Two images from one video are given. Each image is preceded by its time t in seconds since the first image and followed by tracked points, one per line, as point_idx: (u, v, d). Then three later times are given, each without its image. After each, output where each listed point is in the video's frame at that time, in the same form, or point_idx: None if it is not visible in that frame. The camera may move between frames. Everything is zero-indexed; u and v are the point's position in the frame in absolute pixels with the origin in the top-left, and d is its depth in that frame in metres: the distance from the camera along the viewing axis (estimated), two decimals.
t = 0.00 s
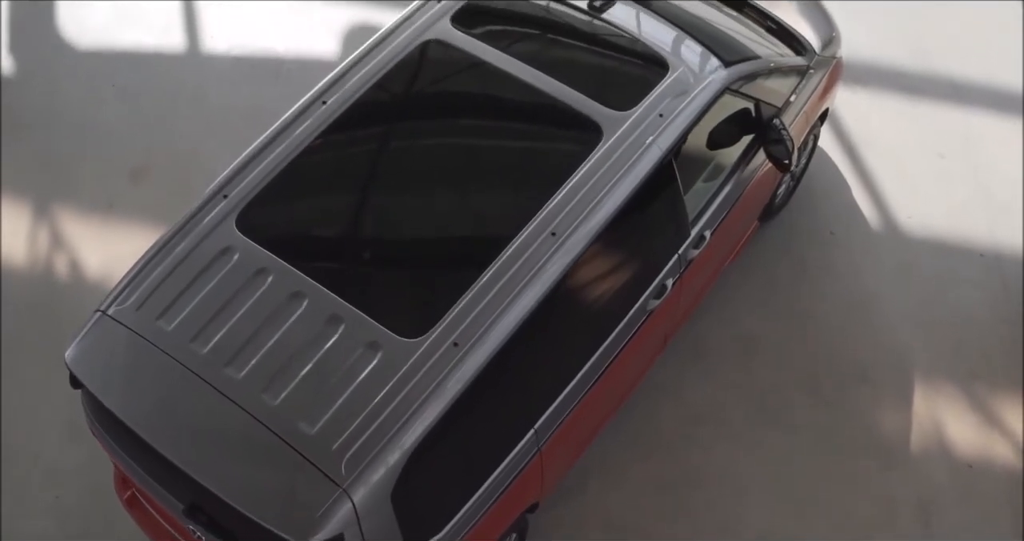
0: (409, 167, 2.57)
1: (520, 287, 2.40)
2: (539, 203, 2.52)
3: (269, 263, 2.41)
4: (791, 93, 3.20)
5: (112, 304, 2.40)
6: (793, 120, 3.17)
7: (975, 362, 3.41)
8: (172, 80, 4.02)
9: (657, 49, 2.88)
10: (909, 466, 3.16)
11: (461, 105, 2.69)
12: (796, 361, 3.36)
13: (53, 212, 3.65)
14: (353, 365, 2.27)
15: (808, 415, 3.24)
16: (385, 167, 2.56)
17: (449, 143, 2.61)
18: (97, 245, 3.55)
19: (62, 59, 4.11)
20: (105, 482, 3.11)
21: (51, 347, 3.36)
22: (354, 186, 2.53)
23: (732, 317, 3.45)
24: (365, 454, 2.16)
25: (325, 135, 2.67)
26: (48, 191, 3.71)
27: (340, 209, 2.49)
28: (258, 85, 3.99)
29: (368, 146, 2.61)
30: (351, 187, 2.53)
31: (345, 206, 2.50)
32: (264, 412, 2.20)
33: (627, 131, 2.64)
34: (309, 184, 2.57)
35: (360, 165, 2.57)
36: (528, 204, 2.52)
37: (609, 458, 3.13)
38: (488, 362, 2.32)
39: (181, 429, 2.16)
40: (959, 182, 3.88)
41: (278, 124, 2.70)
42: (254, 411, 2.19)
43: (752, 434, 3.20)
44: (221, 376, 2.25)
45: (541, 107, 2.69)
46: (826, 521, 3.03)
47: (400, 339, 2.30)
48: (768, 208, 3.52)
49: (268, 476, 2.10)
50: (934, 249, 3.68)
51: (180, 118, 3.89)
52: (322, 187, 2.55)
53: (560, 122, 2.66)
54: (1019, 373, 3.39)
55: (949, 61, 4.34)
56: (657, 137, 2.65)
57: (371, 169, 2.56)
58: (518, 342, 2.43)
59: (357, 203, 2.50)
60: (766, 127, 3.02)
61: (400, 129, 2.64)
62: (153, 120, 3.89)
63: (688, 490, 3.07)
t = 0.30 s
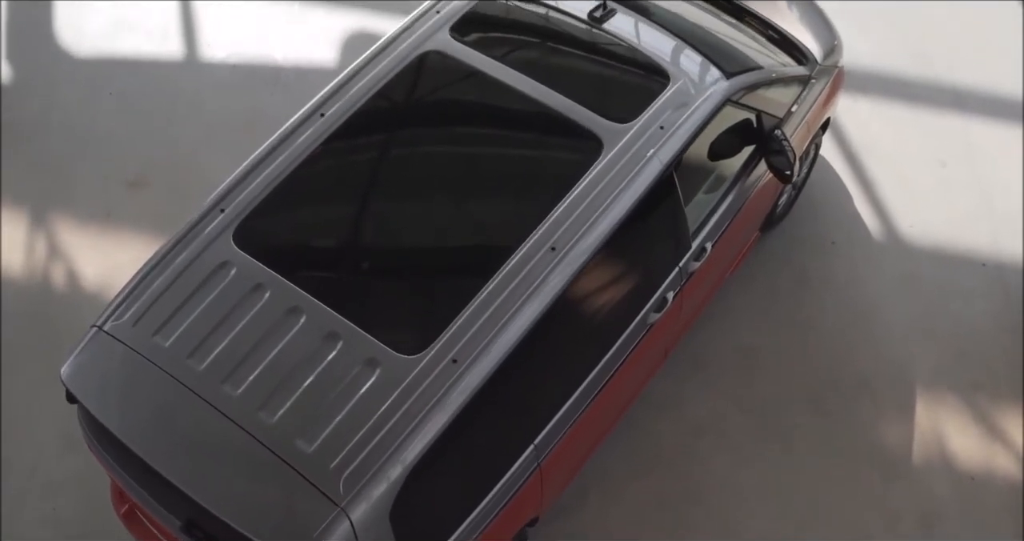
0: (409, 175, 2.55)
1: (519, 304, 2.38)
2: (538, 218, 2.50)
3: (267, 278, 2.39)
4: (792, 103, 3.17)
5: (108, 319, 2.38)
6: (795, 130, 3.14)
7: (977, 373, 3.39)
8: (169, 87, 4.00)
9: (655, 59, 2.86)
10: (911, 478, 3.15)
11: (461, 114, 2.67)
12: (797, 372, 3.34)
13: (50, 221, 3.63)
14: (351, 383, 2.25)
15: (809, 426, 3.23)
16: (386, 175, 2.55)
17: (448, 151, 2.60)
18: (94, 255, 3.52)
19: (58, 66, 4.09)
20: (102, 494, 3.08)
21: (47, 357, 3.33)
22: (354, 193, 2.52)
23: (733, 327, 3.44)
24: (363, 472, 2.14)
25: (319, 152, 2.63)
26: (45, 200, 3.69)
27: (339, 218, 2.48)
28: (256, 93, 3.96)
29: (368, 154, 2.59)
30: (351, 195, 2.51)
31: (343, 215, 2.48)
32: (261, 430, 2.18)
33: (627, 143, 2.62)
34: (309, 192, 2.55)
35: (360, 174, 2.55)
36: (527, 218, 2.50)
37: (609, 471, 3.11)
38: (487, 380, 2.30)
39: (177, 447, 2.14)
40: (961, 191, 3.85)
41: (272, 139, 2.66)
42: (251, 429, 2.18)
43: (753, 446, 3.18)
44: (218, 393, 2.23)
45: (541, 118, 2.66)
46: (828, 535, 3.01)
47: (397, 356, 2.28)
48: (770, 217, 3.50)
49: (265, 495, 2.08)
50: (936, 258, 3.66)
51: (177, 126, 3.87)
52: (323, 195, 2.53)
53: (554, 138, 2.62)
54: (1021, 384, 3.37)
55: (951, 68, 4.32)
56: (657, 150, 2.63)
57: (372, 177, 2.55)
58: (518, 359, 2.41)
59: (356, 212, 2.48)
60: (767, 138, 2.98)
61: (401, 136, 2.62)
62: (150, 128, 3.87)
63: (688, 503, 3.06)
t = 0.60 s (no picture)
0: (409, 183, 2.54)
1: (519, 318, 2.36)
2: (538, 230, 2.48)
3: (264, 291, 2.37)
4: (794, 112, 3.13)
5: (105, 333, 2.37)
6: (797, 140, 3.11)
7: (979, 383, 3.38)
8: (166, 95, 3.98)
9: (654, 67, 2.82)
10: (913, 489, 3.13)
11: (461, 122, 2.65)
12: (799, 382, 3.32)
13: (48, 230, 3.62)
14: (349, 398, 2.23)
15: (811, 437, 3.21)
16: (388, 181, 2.54)
17: (448, 157, 2.58)
18: (91, 264, 3.50)
19: (56, 73, 4.07)
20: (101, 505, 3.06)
21: (44, 366, 3.31)
22: (356, 199, 2.52)
23: (734, 336, 3.42)
24: (361, 489, 2.13)
25: (318, 164, 2.61)
26: (43, 209, 3.67)
27: (339, 227, 2.47)
28: (255, 100, 3.94)
29: (369, 161, 2.59)
30: (352, 201, 2.51)
31: (344, 222, 2.48)
32: (260, 446, 2.16)
33: (628, 154, 2.60)
34: (311, 199, 2.54)
35: (362, 180, 2.55)
36: (527, 230, 2.48)
37: (610, 482, 3.09)
38: (487, 395, 2.28)
39: (173, 463, 2.13)
40: (963, 199, 3.84)
41: (267, 154, 2.64)
42: (249, 445, 2.16)
43: (754, 457, 3.16)
44: (216, 408, 2.21)
45: (541, 128, 2.63)
46: None
47: (396, 371, 2.26)
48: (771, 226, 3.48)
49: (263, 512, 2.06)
50: (937, 267, 3.64)
51: (175, 134, 3.85)
52: (324, 203, 2.53)
53: (554, 149, 2.60)
54: None
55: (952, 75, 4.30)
56: (658, 161, 2.61)
57: (372, 184, 2.54)
58: (518, 373, 2.39)
59: (356, 220, 2.48)
60: (768, 148, 2.98)
61: (403, 143, 2.62)
62: (148, 136, 3.85)
63: (689, 514, 3.04)
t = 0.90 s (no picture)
0: (409, 192, 2.53)
1: (518, 334, 2.33)
2: (539, 244, 2.45)
3: (261, 307, 2.35)
4: (797, 122, 3.11)
5: (101, 349, 2.35)
6: (798, 150, 3.08)
7: (982, 394, 3.36)
8: (165, 102, 3.96)
9: (653, 77, 2.80)
10: (915, 502, 3.11)
11: (462, 132, 2.63)
12: (801, 393, 3.30)
13: (45, 239, 3.59)
14: (347, 415, 2.21)
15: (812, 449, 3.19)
16: (388, 189, 2.52)
17: (449, 165, 2.57)
18: (89, 274, 3.48)
19: (54, 80, 4.05)
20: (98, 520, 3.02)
21: (41, 378, 3.28)
22: (358, 207, 2.50)
23: (735, 347, 3.40)
24: (359, 508, 2.11)
25: (315, 178, 2.59)
26: (40, 218, 3.65)
27: (339, 237, 2.45)
28: (253, 108, 3.92)
29: (369, 169, 2.57)
30: (352, 210, 2.50)
31: (348, 227, 2.47)
32: (258, 465, 2.14)
33: (629, 167, 2.57)
34: (314, 206, 2.53)
35: (363, 188, 2.53)
36: (527, 243, 2.46)
37: (610, 494, 3.08)
38: (486, 413, 2.25)
39: (170, 482, 2.11)
40: (965, 208, 3.82)
41: (271, 160, 2.63)
42: (247, 464, 2.14)
43: (755, 469, 3.14)
44: (213, 426, 2.20)
45: (541, 140, 2.61)
46: None
47: (394, 388, 2.24)
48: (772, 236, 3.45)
49: (260, 532, 2.05)
50: (939, 277, 3.63)
51: (174, 142, 3.83)
52: (325, 211, 2.51)
53: (554, 161, 2.58)
54: None
55: (954, 82, 4.28)
56: (660, 174, 2.58)
57: (373, 191, 2.53)
58: (518, 390, 2.36)
59: (356, 230, 2.46)
60: (770, 159, 2.97)
61: (405, 151, 2.60)
62: (147, 144, 3.83)
63: (690, 527, 3.02)
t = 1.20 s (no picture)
0: (410, 200, 2.51)
1: (518, 349, 2.30)
2: (538, 258, 2.43)
3: (259, 321, 2.33)
4: (797, 132, 3.08)
5: (97, 363, 2.33)
6: (799, 160, 3.06)
7: (984, 404, 3.34)
8: (163, 108, 3.94)
9: (652, 85, 2.77)
10: (917, 513, 3.09)
11: (462, 140, 2.61)
12: (802, 404, 3.29)
13: (42, 247, 3.57)
14: (345, 431, 2.20)
15: (813, 460, 3.17)
16: (389, 197, 2.51)
17: (450, 172, 2.56)
18: (87, 283, 3.47)
19: (51, 86, 4.03)
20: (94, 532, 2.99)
21: (37, 387, 3.26)
22: (358, 215, 2.49)
23: (737, 357, 3.39)
24: (357, 524, 2.10)
25: (314, 190, 2.57)
26: (37, 225, 3.63)
27: (337, 246, 2.44)
28: (252, 115, 3.90)
29: (370, 176, 2.56)
30: (351, 219, 2.48)
31: (349, 235, 2.46)
32: (256, 482, 2.13)
33: (630, 180, 2.55)
34: (315, 215, 2.52)
35: (364, 196, 2.52)
36: (527, 254, 2.44)
37: (610, 506, 3.06)
38: (485, 428, 2.22)
39: (167, 499, 2.10)
40: (967, 216, 3.80)
41: (273, 168, 2.61)
42: (244, 481, 2.13)
43: (756, 480, 3.13)
44: (210, 442, 2.18)
45: (540, 149, 2.58)
46: None
47: (392, 403, 2.23)
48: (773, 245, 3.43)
49: None
50: (941, 286, 3.61)
51: (172, 149, 3.81)
52: (325, 220, 2.50)
53: (554, 171, 2.55)
54: None
55: (956, 89, 4.26)
56: (660, 187, 2.55)
57: (373, 198, 2.52)
58: (517, 405, 2.34)
59: (355, 239, 2.45)
60: (771, 169, 2.94)
61: (405, 159, 2.59)
62: (145, 151, 3.81)
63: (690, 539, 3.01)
